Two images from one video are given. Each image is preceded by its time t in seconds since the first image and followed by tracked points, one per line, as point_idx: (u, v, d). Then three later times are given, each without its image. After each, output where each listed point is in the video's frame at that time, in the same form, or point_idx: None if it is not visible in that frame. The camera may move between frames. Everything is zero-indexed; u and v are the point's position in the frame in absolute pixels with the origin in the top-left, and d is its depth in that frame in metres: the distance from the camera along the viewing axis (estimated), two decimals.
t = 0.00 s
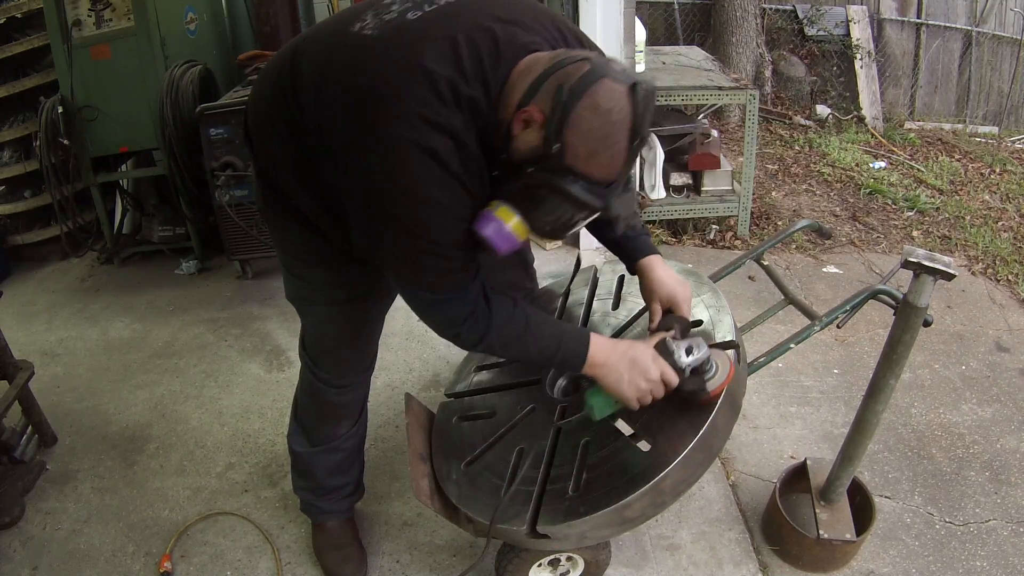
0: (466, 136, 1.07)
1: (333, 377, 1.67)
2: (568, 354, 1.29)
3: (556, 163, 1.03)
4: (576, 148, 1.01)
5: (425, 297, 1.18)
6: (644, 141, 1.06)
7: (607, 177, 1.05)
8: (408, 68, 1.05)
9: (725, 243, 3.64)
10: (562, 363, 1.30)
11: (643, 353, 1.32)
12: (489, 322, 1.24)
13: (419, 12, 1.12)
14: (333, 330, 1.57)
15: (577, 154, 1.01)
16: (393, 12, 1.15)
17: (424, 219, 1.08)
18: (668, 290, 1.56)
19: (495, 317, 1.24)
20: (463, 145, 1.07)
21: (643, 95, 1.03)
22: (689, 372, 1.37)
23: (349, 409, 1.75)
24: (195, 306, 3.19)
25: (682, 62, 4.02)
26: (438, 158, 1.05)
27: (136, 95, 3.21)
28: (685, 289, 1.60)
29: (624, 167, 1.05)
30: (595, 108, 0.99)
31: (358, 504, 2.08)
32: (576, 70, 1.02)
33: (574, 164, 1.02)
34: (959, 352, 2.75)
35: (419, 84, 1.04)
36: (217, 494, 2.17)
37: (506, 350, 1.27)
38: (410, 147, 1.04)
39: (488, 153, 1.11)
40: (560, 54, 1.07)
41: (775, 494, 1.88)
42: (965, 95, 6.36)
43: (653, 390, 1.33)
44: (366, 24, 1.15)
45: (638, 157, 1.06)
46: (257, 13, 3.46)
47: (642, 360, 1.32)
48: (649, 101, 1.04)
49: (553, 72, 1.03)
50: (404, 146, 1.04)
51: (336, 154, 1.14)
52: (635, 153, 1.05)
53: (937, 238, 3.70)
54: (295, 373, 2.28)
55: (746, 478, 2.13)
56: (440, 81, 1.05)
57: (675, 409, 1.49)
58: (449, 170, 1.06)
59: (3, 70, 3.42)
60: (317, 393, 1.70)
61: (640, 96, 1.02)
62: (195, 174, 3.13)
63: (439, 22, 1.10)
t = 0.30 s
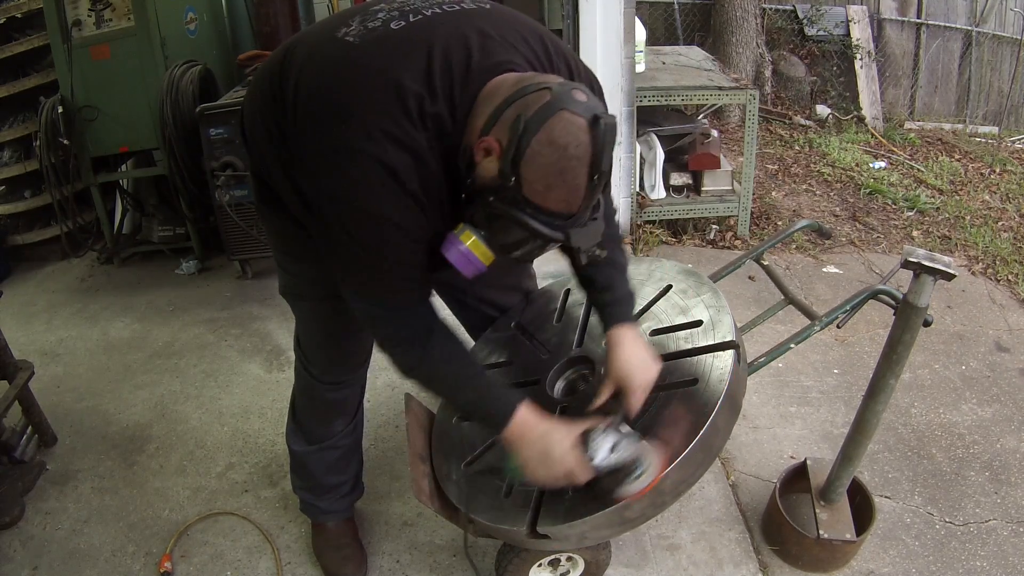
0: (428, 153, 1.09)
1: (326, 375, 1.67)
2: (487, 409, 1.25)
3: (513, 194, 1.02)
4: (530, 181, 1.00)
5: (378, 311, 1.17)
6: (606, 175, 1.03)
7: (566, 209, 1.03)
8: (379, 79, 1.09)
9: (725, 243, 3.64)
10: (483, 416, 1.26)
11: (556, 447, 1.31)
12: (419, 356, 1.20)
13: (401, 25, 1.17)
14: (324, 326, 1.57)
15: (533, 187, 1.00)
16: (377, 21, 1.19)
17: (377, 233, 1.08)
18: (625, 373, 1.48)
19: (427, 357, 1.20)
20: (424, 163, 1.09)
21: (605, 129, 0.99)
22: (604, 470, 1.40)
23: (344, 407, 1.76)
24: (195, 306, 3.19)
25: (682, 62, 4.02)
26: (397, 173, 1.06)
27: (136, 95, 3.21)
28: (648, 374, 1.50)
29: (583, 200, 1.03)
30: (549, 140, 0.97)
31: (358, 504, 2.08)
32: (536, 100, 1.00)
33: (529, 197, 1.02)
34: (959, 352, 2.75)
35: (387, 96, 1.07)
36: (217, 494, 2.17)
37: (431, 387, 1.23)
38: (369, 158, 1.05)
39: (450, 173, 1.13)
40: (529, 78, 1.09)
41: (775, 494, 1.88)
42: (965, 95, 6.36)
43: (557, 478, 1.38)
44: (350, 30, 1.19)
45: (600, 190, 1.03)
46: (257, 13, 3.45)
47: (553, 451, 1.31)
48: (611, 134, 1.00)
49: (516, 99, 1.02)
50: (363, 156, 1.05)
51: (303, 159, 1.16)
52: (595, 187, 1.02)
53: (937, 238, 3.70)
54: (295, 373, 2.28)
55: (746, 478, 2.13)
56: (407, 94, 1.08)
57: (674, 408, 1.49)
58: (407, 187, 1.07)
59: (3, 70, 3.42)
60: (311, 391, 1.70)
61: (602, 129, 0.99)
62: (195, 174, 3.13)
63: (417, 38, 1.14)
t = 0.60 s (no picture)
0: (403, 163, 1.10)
1: (322, 374, 1.67)
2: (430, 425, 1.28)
3: (487, 211, 1.00)
4: (502, 200, 0.98)
5: (346, 320, 1.19)
6: (581, 190, 1.01)
7: (542, 225, 1.01)
8: (359, 87, 1.10)
9: (725, 243, 3.64)
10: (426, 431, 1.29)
11: (476, 474, 1.30)
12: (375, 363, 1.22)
13: (386, 30, 1.18)
14: (319, 327, 1.56)
15: (506, 203, 0.98)
16: (364, 24, 1.21)
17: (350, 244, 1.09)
18: (559, 411, 1.40)
19: (382, 366, 1.23)
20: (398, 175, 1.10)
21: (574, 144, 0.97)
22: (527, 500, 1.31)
23: (342, 406, 1.75)
24: (195, 305, 3.19)
25: (682, 62, 4.02)
26: (371, 185, 1.07)
27: (136, 95, 3.21)
28: (586, 418, 1.41)
29: (559, 217, 1.00)
30: (519, 159, 0.95)
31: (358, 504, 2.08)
32: (505, 115, 0.98)
33: (502, 212, 1.00)
34: (959, 352, 2.75)
35: (365, 105, 1.08)
36: (217, 494, 2.17)
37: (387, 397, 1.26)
38: (344, 167, 1.06)
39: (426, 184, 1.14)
40: (506, 86, 1.08)
41: (775, 494, 1.88)
42: (965, 95, 6.36)
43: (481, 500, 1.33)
44: (336, 34, 1.20)
45: (577, 205, 1.01)
46: (257, 13, 3.45)
47: (473, 477, 1.30)
48: (582, 148, 0.98)
49: (487, 113, 1.00)
50: (338, 166, 1.06)
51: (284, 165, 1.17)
52: (570, 203, 1.00)
53: (937, 238, 3.70)
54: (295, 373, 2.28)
55: (746, 478, 2.13)
56: (386, 103, 1.09)
57: (674, 408, 1.50)
58: (379, 199, 1.08)
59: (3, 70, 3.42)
60: (309, 390, 1.70)
61: (571, 143, 0.97)
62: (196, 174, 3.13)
63: (401, 43, 1.16)
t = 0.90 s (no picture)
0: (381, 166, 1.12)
1: (322, 375, 1.67)
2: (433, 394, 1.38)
3: (455, 210, 1.00)
4: (467, 198, 0.98)
5: (344, 314, 1.26)
6: (549, 186, 0.98)
7: (509, 224, 1.00)
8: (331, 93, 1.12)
9: (725, 243, 3.64)
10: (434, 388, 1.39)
11: (494, 401, 1.42)
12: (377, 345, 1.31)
13: (359, 30, 1.19)
14: (317, 327, 1.55)
15: (470, 202, 0.98)
16: (339, 26, 1.22)
17: (333, 250, 1.14)
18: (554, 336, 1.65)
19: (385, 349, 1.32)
20: (373, 178, 1.12)
21: (537, 139, 0.94)
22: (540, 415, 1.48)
23: (342, 407, 1.75)
24: (195, 305, 3.19)
25: (682, 62, 4.02)
26: (347, 190, 1.10)
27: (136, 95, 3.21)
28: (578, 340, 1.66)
29: (526, 214, 0.98)
30: (479, 157, 0.94)
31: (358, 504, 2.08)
32: (466, 113, 0.97)
33: (469, 212, 0.99)
34: (959, 352, 2.75)
35: (338, 111, 1.10)
36: (217, 494, 2.17)
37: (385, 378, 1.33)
38: (320, 176, 1.09)
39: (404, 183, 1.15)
40: (476, 82, 1.07)
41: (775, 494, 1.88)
42: (965, 95, 6.36)
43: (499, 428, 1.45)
44: (312, 38, 1.22)
45: (546, 202, 0.98)
46: (257, 13, 3.45)
47: (492, 405, 1.43)
48: (547, 143, 0.95)
49: (450, 112, 1.00)
50: (313, 175, 1.10)
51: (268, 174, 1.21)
52: (537, 201, 0.97)
53: (937, 238, 3.70)
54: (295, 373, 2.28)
55: (746, 478, 2.13)
56: (358, 108, 1.11)
57: (675, 408, 1.50)
58: (356, 203, 1.11)
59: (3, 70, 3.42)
60: (309, 391, 1.70)
61: (533, 139, 0.94)
62: (196, 175, 3.13)
63: (372, 43, 1.16)
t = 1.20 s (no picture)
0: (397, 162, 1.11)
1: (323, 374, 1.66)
2: (421, 414, 1.32)
3: (474, 210, 1.00)
4: (485, 199, 0.97)
5: (342, 315, 1.22)
6: (568, 188, 0.98)
7: (528, 225, 0.99)
8: (349, 86, 1.11)
9: (725, 243, 3.64)
10: (411, 425, 1.34)
11: (464, 461, 1.37)
12: (368, 354, 1.27)
13: (377, 27, 1.19)
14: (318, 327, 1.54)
15: (491, 204, 0.97)
16: (356, 23, 1.22)
17: (342, 242, 1.12)
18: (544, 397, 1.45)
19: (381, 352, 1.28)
20: (388, 172, 1.10)
21: (557, 143, 0.95)
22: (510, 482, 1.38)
23: (343, 405, 1.75)
24: (195, 306, 3.19)
25: (682, 62, 4.02)
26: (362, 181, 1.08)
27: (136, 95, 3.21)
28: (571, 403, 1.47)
29: (544, 215, 0.98)
30: (499, 159, 0.94)
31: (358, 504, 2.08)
32: (488, 115, 0.97)
33: (488, 212, 0.99)
34: (959, 352, 2.75)
35: (354, 105, 1.10)
36: (217, 494, 2.18)
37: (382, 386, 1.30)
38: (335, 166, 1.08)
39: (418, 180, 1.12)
40: (494, 83, 1.08)
41: (775, 494, 1.88)
42: (965, 95, 6.36)
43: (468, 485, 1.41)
44: (329, 34, 1.22)
45: (563, 203, 0.99)
46: (257, 13, 3.44)
47: (460, 464, 1.37)
48: (566, 147, 0.96)
49: (471, 113, 1.00)
50: (329, 165, 1.08)
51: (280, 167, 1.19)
52: (554, 202, 0.97)
53: (937, 238, 3.70)
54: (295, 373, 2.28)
55: (746, 478, 2.13)
56: (377, 102, 1.10)
57: (674, 407, 1.50)
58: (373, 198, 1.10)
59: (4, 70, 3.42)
60: (310, 389, 1.70)
61: (553, 142, 0.95)
62: (196, 175, 3.13)
63: (390, 41, 1.17)
